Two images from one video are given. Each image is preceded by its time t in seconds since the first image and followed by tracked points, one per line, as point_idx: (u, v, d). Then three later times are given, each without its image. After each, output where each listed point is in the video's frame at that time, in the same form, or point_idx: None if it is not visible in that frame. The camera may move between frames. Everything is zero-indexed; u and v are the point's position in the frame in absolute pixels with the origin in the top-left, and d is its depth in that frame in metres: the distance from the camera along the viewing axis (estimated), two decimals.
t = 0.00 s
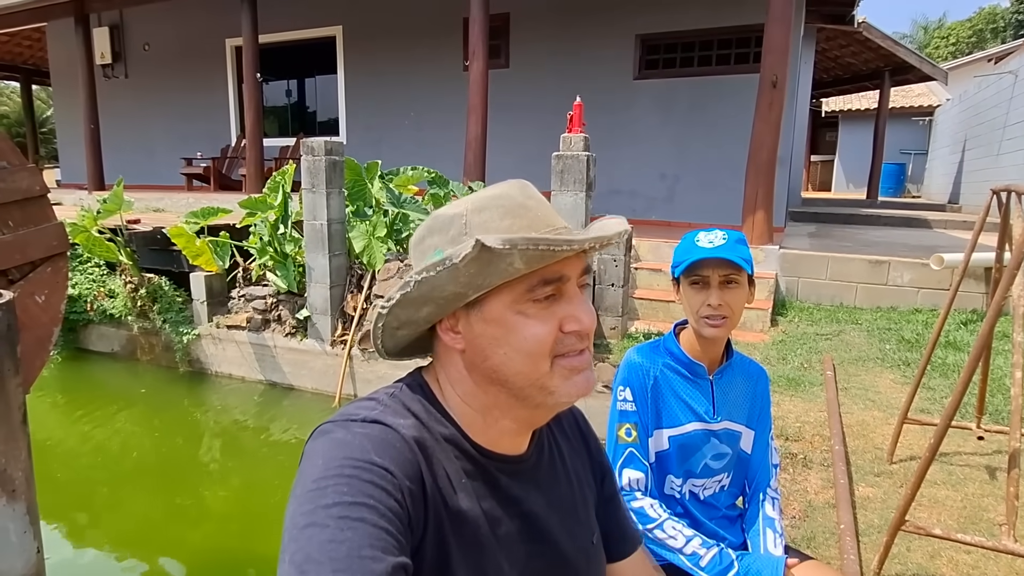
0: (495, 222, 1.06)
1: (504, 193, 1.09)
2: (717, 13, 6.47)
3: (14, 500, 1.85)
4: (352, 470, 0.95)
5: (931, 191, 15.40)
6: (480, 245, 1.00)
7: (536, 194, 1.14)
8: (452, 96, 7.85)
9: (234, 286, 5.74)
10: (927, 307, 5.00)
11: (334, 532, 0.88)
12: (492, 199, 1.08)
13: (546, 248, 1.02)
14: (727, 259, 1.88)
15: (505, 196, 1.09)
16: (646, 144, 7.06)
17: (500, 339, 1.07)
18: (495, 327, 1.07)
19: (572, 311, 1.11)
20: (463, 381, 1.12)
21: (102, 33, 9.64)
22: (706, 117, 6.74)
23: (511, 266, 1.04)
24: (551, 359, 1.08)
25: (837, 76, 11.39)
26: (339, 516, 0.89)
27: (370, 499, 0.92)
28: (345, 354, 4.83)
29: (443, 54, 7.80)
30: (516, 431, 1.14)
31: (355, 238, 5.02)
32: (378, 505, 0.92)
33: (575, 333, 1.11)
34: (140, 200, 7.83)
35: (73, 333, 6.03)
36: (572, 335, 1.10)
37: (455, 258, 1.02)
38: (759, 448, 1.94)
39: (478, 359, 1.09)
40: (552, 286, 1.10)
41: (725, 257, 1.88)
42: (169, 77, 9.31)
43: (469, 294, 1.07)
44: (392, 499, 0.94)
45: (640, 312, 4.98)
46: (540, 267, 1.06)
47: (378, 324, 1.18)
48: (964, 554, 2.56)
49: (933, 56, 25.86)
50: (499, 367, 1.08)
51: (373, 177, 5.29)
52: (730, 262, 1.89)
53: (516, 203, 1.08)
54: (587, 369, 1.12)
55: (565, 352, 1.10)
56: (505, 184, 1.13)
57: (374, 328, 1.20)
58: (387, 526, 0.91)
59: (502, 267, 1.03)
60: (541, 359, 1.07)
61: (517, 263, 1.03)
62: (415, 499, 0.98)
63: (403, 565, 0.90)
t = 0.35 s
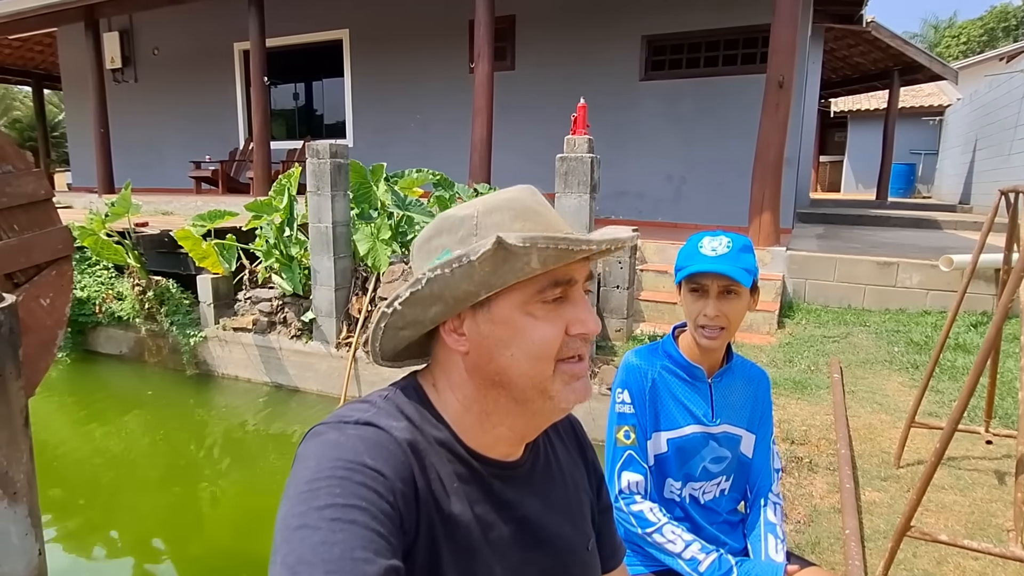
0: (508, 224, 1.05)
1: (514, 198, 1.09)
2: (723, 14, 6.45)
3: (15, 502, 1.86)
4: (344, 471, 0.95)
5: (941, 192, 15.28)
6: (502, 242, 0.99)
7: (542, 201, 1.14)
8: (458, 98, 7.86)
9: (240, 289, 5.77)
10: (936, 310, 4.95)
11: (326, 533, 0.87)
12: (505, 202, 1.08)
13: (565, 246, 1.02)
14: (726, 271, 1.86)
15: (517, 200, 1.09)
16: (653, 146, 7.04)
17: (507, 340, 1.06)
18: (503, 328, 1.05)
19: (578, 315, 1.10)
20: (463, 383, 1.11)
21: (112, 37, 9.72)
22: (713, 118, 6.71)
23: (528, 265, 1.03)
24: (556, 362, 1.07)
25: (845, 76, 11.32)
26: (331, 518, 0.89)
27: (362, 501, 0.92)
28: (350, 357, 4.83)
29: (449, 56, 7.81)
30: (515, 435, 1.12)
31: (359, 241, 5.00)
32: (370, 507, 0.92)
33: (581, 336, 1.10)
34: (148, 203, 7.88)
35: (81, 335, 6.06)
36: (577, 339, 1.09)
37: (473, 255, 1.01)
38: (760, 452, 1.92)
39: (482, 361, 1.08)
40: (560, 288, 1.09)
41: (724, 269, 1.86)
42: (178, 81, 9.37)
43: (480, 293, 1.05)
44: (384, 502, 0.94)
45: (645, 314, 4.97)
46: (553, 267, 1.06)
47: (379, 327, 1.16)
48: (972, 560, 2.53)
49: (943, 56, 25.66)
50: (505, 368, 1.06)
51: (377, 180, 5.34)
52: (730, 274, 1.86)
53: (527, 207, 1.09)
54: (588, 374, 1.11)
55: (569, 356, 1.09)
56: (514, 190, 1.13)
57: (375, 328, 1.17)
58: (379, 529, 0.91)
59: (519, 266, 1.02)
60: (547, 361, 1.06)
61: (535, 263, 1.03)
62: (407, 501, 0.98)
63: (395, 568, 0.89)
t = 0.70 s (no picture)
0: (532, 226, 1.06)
1: (538, 203, 1.11)
2: (731, 14, 6.42)
3: (22, 504, 1.87)
4: (341, 477, 0.94)
5: (954, 192, 15.13)
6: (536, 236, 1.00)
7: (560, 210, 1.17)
8: (466, 100, 7.87)
9: (249, 291, 5.80)
10: (949, 312, 4.89)
11: (323, 541, 0.87)
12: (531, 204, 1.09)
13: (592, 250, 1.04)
14: (732, 260, 1.86)
15: (541, 205, 1.11)
16: (661, 147, 7.02)
17: (522, 340, 1.05)
18: (516, 327, 1.05)
19: (589, 323, 1.10)
20: (470, 381, 1.10)
21: (124, 41, 9.81)
22: (722, 119, 6.68)
23: (551, 264, 1.03)
24: (565, 367, 1.06)
25: (856, 76, 11.24)
26: (329, 525, 0.88)
27: (360, 507, 0.91)
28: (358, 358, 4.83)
29: (457, 58, 7.82)
30: (517, 437, 1.12)
31: (367, 243, 5.04)
32: (368, 513, 0.91)
33: (590, 345, 1.09)
34: (159, 206, 7.94)
35: (92, 337, 6.11)
36: (587, 347, 1.09)
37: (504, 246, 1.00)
38: (780, 456, 1.92)
39: (493, 360, 1.07)
40: (576, 294, 1.09)
41: (730, 258, 1.85)
42: (189, 84, 9.44)
43: (501, 288, 1.04)
44: (382, 508, 0.93)
45: (654, 316, 4.95)
46: (577, 270, 1.07)
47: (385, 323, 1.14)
48: (984, 567, 2.50)
49: (956, 55, 25.41)
50: (514, 368, 1.06)
51: (385, 182, 5.26)
52: (736, 261, 1.86)
53: (550, 213, 1.10)
54: (592, 385, 1.11)
55: (577, 363, 1.09)
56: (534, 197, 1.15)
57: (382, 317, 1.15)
58: (377, 535, 0.90)
59: (544, 264, 1.03)
60: (558, 364, 1.05)
61: (560, 262, 1.04)
62: (405, 507, 0.97)
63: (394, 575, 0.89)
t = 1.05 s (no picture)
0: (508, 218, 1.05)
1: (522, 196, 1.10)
2: (740, 13, 6.39)
3: (33, 501, 1.88)
4: (349, 473, 0.94)
5: (965, 192, 15.01)
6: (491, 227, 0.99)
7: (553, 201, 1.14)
8: (474, 100, 7.88)
9: (258, 290, 5.83)
10: (960, 311, 4.85)
11: (331, 535, 0.87)
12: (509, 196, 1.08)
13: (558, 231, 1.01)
14: (748, 266, 1.83)
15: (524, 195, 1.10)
16: (669, 147, 7.00)
17: (508, 330, 1.04)
18: (502, 320, 1.04)
19: (579, 310, 1.08)
20: (468, 376, 1.10)
21: (135, 43, 9.89)
22: (730, 118, 6.65)
23: (522, 250, 1.01)
24: (558, 358, 1.05)
25: (866, 74, 11.17)
26: (337, 520, 0.88)
27: (368, 503, 0.91)
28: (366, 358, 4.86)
29: (465, 59, 7.83)
30: (519, 433, 1.11)
31: (375, 242, 5.05)
32: (376, 509, 0.91)
33: (582, 332, 1.07)
34: (169, 206, 7.99)
35: (103, 336, 6.16)
36: (579, 336, 1.06)
37: (465, 243, 1.01)
38: (806, 447, 1.91)
39: (485, 354, 1.06)
40: (561, 281, 1.07)
41: (746, 264, 1.83)
42: (199, 85, 9.51)
43: (479, 282, 1.04)
44: (389, 504, 0.93)
45: (661, 316, 4.94)
46: (554, 254, 1.05)
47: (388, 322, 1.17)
48: (995, 569, 2.48)
49: (968, 53, 25.20)
50: (505, 361, 1.04)
51: (393, 181, 5.34)
52: (751, 267, 1.84)
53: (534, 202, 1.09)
54: (592, 376, 1.08)
55: (571, 352, 1.06)
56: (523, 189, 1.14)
57: (382, 321, 1.17)
58: (384, 530, 0.90)
59: (513, 252, 1.01)
60: (548, 354, 1.04)
61: (529, 248, 1.02)
62: (412, 502, 0.97)
63: (400, 570, 0.89)
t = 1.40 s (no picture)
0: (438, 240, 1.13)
1: (468, 212, 1.13)
2: (746, 13, 6.37)
3: (38, 503, 1.88)
4: (356, 476, 0.94)
5: (973, 193, 14.92)
6: (387, 268, 1.12)
7: (506, 210, 1.13)
8: (480, 101, 7.88)
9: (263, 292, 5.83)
10: (968, 314, 4.82)
11: (338, 538, 0.86)
12: (448, 219, 1.15)
13: (427, 271, 1.06)
14: (752, 270, 1.82)
15: (462, 213, 1.14)
16: (674, 148, 6.98)
17: (445, 354, 1.10)
18: (442, 343, 1.11)
19: (510, 337, 1.08)
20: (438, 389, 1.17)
21: (141, 45, 9.93)
22: (737, 118, 6.63)
23: (421, 285, 1.09)
24: (489, 385, 1.07)
25: (873, 75, 11.12)
26: (343, 523, 0.88)
27: (374, 506, 0.91)
28: (371, 359, 4.86)
29: (470, 60, 7.83)
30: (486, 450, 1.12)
31: (379, 244, 5.08)
32: (382, 512, 0.91)
33: (511, 361, 1.07)
34: (174, 207, 8.01)
35: (109, 336, 6.17)
36: (510, 363, 1.07)
37: (383, 277, 1.15)
38: (811, 457, 1.88)
39: (439, 374, 1.13)
40: (485, 308, 1.09)
41: (749, 268, 1.82)
42: (205, 87, 9.53)
43: (419, 306, 1.14)
44: (395, 506, 0.92)
45: (667, 318, 4.92)
46: (458, 287, 1.07)
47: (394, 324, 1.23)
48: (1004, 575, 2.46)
49: (974, 53, 25.09)
50: (448, 384, 1.10)
51: (398, 183, 5.31)
52: (755, 272, 1.82)
53: (470, 221, 1.11)
54: (531, 405, 1.07)
55: (504, 379, 1.07)
56: (479, 201, 1.16)
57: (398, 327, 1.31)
58: (391, 534, 0.89)
59: (413, 286, 1.10)
60: (475, 383, 1.07)
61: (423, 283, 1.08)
62: (419, 506, 0.96)
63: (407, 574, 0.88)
